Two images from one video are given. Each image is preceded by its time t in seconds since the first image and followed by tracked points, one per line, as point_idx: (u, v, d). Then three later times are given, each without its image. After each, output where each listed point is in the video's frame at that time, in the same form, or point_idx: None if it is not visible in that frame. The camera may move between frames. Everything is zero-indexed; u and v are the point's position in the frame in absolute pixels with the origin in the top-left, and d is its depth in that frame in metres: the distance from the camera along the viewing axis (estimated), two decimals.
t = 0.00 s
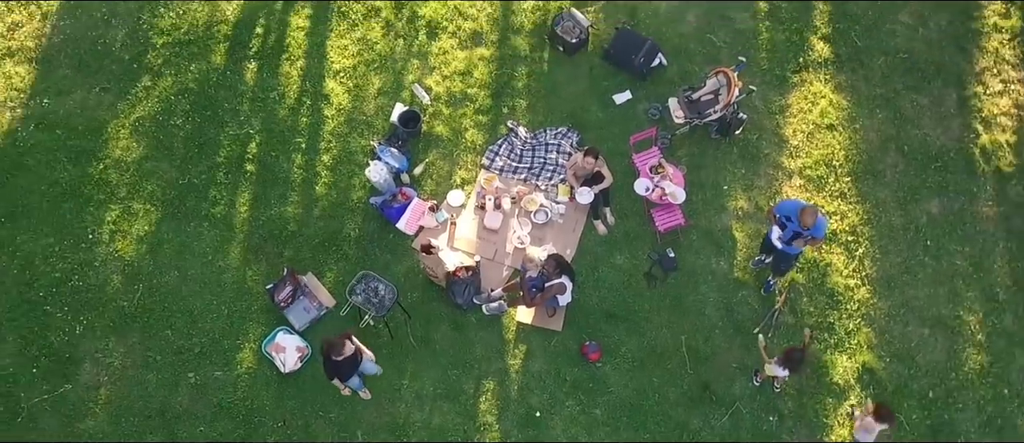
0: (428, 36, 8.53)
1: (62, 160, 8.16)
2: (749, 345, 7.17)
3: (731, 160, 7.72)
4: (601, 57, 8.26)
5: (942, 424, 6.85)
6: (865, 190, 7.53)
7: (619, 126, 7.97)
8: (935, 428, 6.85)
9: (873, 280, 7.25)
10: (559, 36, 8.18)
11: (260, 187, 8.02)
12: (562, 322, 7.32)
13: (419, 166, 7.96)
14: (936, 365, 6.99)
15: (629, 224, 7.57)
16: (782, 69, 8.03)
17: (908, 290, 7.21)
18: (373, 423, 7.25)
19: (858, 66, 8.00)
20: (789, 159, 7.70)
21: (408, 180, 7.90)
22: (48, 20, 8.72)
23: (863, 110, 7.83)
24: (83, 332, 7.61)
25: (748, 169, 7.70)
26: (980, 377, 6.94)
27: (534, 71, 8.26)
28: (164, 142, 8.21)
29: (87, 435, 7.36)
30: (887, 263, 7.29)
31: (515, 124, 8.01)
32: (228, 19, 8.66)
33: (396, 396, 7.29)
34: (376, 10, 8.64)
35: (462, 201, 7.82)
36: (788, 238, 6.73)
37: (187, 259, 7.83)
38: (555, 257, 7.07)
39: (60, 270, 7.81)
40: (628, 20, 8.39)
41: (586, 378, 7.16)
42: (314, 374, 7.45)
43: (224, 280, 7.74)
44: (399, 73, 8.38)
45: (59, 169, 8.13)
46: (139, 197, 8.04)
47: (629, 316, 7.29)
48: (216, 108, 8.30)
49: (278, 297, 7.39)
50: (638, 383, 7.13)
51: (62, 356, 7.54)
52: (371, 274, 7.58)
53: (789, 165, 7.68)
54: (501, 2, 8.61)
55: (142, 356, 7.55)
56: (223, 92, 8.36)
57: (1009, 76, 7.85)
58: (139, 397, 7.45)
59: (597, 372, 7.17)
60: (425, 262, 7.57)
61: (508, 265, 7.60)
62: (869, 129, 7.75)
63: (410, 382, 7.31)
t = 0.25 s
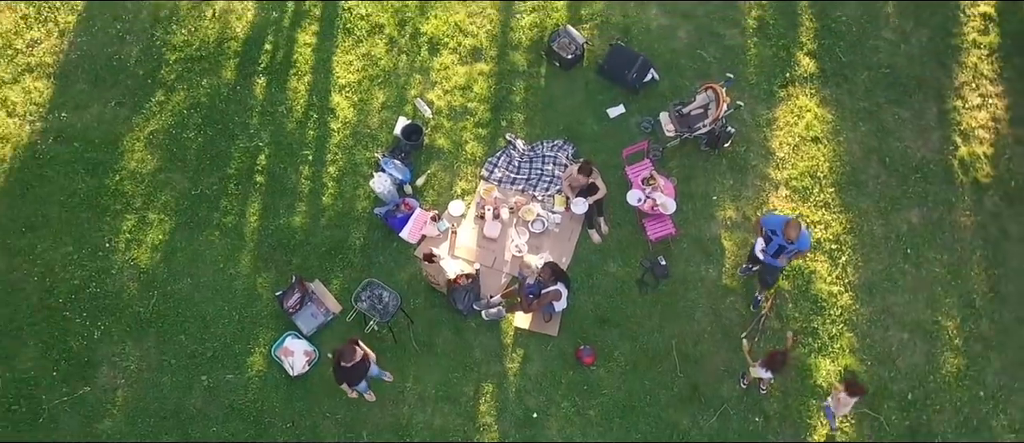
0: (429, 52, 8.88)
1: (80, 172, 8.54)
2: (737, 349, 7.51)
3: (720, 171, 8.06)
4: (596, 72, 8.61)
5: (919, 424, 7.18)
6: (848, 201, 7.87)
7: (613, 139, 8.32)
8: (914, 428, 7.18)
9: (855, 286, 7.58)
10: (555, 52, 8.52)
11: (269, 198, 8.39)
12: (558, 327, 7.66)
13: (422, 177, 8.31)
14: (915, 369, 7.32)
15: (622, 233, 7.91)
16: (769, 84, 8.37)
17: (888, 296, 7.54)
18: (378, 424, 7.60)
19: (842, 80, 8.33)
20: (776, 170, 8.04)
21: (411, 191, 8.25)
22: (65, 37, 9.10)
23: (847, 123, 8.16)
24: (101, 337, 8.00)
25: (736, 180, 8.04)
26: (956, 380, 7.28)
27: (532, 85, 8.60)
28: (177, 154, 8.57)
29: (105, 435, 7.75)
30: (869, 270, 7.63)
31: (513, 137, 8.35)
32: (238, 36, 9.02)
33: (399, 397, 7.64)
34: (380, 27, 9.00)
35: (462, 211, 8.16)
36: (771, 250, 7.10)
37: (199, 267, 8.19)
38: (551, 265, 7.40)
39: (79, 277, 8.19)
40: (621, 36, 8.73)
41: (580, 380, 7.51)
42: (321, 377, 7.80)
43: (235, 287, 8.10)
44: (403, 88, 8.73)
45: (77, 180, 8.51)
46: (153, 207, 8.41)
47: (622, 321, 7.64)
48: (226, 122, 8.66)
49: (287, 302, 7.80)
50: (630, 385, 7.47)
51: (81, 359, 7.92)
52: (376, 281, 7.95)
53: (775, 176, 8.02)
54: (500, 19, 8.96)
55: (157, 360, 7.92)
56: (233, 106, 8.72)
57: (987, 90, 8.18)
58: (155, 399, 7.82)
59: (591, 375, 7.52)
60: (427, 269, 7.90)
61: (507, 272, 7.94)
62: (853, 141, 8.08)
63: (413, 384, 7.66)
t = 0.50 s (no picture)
0: (431, 69, 9.28)
1: (98, 185, 8.96)
2: (723, 354, 7.90)
3: (708, 184, 8.45)
4: (590, 89, 9.01)
5: (897, 426, 7.56)
6: (829, 212, 8.26)
7: (606, 153, 8.71)
8: (891, 429, 7.56)
9: (836, 294, 7.97)
10: (551, 69, 8.91)
11: (278, 209, 8.80)
12: (553, 333, 8.05)
13: (424, 190, 8.72)
14: (892, 373, 7.70)
15: (615, 243, 8.31)
16: (755, 100, 8.76)
17: (867, 304, 7.93)
18: (382, 425, 8.00)
19: (825, 97, 8.72)
20: (761, 183, 8.43)
21: (413, 203, 8.66)
22: (83, 55, 9.52)
23: (829, 138, 8.55)
24: (119, 342, 8.42)
25: (723, 192, 8.43)
26: (932, 383, 7.66)
27: (529, 102, 9.01)
28: (190, 168, 8.98)
29: (123, 436, 8.16)
30: (849, 279, 8.02)
31: (510, 152, 8.75)
32: (248, 54, 9.43)
33: (403, 400, 8.04)
34: (384, 45, 9.40)
35: (462, 222, 8.56)
36: (758, 272, 7.41)
37: (212, 276, 8.60)
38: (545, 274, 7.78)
39: (97, 286, 8.61)
40: (614, 54, 9.14)
41: (574, 384, 7.90)
42: (328, 380, 8.21)
43: (246, 295, 8.51)
44: (405, 104, 9.14)
45: (95, 193, 8.93)
46: (168, 219, 8.82)
47: (614, 327, 8.03)
48: (237, 137, 9.08)
49: (295, 310, 8.19)
50: (622, 389, 7.86)
51: (100, 364, 8.34)
52: (379, 290, 8.39)
53: (760, 188, 8.40)
54: (498, 38, 9.36)
55: (172, 364, 8.34)
56: (244, 122, 9.13)
57: (964, 106, 8.55)
58: (170, 402, 8.23)
59: (585, 378, 7.91)
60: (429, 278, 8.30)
61: (505, 280, 8.34)
62: (835, 156, 8.47)
63: (415, 387, 8.05)
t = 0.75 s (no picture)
0: (432, 85, 9.65)
1: (113, 196, 9.35)
2: (711, 359, 8.27)
3: (697, 196, 8.81)
4: (584, 103, 9.37)
5: (875, 427, 7.94)
6: (814, 223, 8.62)
7: (600, 165, 9.08)
8: (870, 431, 7.94)
9: (819, 301, 8.33)
10: (547, 85, 9.26)
11: (286, 220, 9.18)
12: (548, 339, 8.41)
13: (425, 201, 9.09)
14: (872, 377, 8.07)
15: (608, 252, 8.68)
16: (743, 115, 9.12)
17: (849, 311, 8.29)
18: (386, 427, 8.40)
19: (810, 111, 9.08)
20: (748, 194, 8.79)
21: (415, 214, 9.03)
22: (97, 71, 9.91)
23: (814, 151, 8.91)
24: (134, 348, 8.83)
25: (712, 203, 8.79)
26: (910, 387, 8.02)
27: (526, 116, 9.38)
28: (201, 180, 9.37)
29: (139, 437, 8.62)
30: (832, 287, 8.38)
31: (508, 164, 9.11)
32: (256, 70, 9.82)
33: (405, 403, 8.43)
34: (386, 61, 9.78)
35: (462, 232, 8.93)
36: (747, 293, 7.76)
37: (222, 284, 8.99)
38: (540, 281, 8.10)
39: (113, 294, 9.01)
40: (608, 70, 9.51)
41: (569, 387, 8.28)
42: (333, 384, 8.60)
43: (255, 302, 8.90)
44: (407, 118, 9.52)
45: (110, 205, 9.33)
46: (180, 229, 9.21)
47: (607, 333, 8.40)
48: (246, 151, 9.46)
49: (302, 317, 8.53)
50: (614, 392, 8.23)
51: (116, 369, 8.76)
52: (382, 298, 8.76)
53: (747, 200, 8.77)
54: (496, 54, 9.74)
55: (185, 369, 8.75)
56: (252, 136, 9.52)
57: (943, 120, 8.91)
58: (183, 405, 8.66)
59: (579, 382, 8.28)
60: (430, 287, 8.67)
61: (502, 288, 8.72)
62: (819, 168, 8.83)
63: (417, 391, 8.44)
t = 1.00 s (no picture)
0: (433, 102, 10.09)
1: (129, 209, 9.80)
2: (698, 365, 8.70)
3: (686, 209, 9.23)
4: (578, 120, 9.80)
5: (853, 430, 8.38)
6: (797, 235, 9.04)
7: (593, 180, 9.51)
8: (848, 433, 8.38)
9: (802, 310, 8.74)
10: (543, 103, 9.71)
11: (294, 232, 9.62)
12: (544, 346, 8.84)
13: (426, 214, 9.53)
14: (852, 382, 8.49)
15: (600, 263, 9.10)
16: (730, 131, 9.53)
17: (830, 319, 8.70)
18: (389, 430, 8.86)
19: (795, 127, 9.49)
20: (735, 207, 9.20)
21: (416, 226, 9.46)
22: (113, 89, 10.36)
23: (797, 166, 9.33)
24: (150, 354, 9.29)
25: (700, 216, 9.21)
26: (888, 391, 8.44)
27: (523, 132, 9.82)
28: (213, 194, 9.82)
29: (155, 439, 9.10)
30: (814, 296, 8.80)
31: (505, 179, 9.58)
32: (265, 88, 10.26)
33: (407, 407, 8.88)
34: (390, 79, 10.21)
35: (461, 243, 9.37)
36: (731, 313, 8.18)
37: (234, 294, 9.44)
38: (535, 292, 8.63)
39: (129, 303, 9.47)
40: (601, 88, 9.94)
41: (563, 392, 8.72)
42: (340, 389, 9.05)
43: (265, 311, 9.35)
44: (410, 134, 9.96)
45: (127, 217, 9.78)
46: (193, 241, 9.66)
47: (600, 341, 8.83)
48: (256, 166, 9.91)
49: (309, 325, 9.00)
50: (606, 397, 8.67)
51: (133, 374, 9.23)
52: (387, 307, 9.16)
53: (734, 213, 9.18)
54: (494, 72, 10.17)
55: (198, 374, 9.21)
56: (261, 152, 9.96)
57: (921, 136, 9.33)
58: (197, 409, 9.13)
59: (573, 387, 8.72)
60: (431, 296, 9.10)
61: (500, 298, 9.16)
62: (802, 182, 9.25)
63: (419, 395, 8.89)
